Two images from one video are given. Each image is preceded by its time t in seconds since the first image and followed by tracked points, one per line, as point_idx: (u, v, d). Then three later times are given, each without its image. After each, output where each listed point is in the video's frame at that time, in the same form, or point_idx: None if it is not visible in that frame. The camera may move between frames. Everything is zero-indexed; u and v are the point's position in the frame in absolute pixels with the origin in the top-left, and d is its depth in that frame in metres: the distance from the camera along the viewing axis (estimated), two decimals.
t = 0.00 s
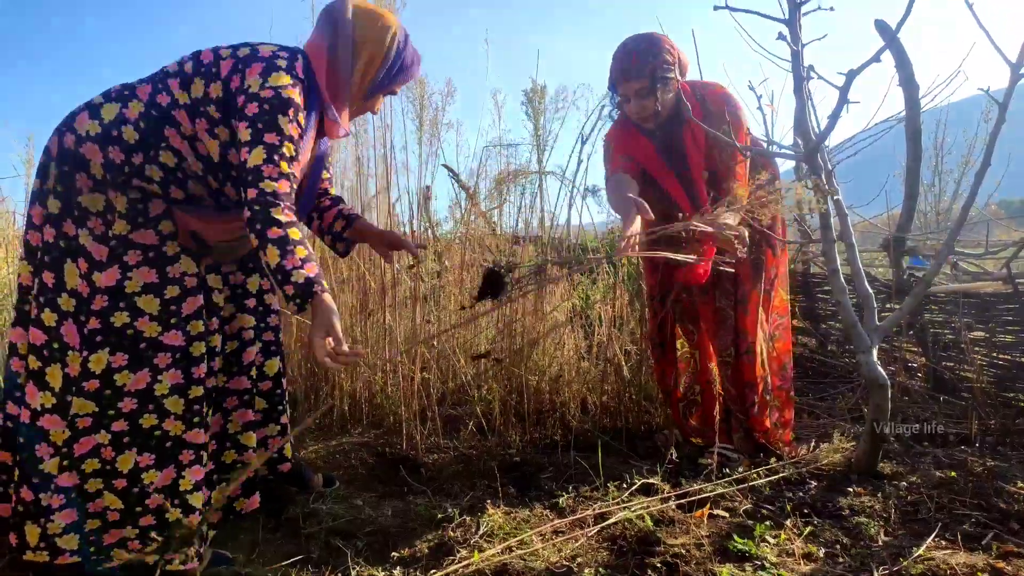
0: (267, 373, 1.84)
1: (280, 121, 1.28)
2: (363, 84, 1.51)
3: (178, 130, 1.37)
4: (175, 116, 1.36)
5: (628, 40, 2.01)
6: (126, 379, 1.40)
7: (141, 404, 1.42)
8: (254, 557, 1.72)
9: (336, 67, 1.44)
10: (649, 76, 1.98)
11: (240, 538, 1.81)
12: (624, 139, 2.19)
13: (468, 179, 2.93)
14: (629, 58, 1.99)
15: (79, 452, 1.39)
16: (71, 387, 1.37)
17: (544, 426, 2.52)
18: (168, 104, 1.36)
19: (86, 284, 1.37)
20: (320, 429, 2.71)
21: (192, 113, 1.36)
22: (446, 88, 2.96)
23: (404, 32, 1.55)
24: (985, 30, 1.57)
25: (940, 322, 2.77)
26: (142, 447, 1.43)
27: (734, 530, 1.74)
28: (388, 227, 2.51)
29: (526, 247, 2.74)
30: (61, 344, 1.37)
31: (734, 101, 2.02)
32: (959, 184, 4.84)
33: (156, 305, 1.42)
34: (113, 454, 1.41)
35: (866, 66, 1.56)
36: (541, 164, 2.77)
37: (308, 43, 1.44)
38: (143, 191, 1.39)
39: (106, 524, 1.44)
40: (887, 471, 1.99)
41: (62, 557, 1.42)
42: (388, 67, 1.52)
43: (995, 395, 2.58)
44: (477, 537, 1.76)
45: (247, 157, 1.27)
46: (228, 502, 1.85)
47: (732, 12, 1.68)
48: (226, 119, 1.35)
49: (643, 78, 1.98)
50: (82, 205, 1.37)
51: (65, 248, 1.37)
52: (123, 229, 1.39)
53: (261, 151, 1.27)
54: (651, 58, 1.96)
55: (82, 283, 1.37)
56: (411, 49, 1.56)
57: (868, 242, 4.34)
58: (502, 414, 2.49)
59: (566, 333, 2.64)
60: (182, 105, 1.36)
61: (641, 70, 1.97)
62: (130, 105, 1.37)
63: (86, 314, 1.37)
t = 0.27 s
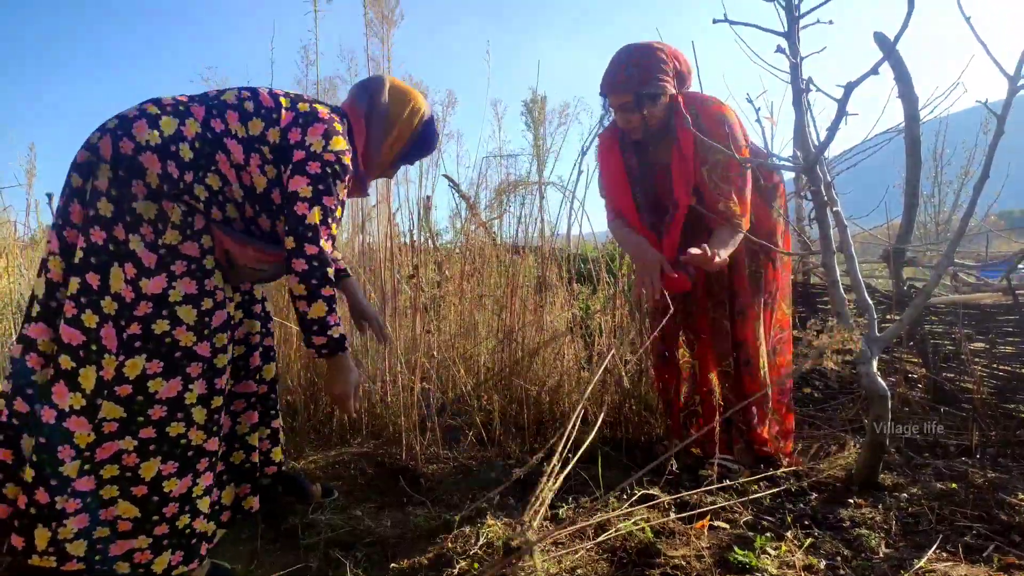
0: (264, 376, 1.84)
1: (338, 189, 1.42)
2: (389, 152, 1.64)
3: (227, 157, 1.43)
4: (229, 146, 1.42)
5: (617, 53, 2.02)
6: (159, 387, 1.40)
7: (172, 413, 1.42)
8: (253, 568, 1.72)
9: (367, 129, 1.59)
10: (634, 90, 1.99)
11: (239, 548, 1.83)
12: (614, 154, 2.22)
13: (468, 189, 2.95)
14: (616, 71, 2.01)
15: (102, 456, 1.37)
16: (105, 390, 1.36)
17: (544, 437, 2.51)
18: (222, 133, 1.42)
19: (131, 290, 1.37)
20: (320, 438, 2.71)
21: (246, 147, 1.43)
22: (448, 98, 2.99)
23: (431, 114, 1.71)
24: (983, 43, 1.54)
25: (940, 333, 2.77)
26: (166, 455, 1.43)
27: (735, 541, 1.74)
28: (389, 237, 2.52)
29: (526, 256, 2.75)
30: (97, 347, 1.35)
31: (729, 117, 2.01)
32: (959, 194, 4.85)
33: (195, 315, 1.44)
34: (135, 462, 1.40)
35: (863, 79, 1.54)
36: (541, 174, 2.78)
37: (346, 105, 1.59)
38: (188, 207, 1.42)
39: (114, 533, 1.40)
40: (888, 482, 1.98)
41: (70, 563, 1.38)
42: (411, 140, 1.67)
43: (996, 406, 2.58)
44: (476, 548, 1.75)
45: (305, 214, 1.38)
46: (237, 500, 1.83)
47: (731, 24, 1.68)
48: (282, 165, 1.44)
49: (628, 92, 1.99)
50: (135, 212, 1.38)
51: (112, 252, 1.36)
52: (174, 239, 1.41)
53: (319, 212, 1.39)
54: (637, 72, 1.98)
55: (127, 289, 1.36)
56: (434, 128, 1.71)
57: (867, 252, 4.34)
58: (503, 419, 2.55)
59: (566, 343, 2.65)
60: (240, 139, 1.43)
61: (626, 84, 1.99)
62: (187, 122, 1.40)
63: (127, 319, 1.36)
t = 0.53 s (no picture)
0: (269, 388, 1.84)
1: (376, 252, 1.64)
2: (408, 202, 1.84)
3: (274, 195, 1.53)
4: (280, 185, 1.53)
5: (597, 76, 2.05)
6: (199, 397, 1.44)
7: (206, 422, 1.47)
8: None
9: (393, 180, 1.78)
10: (611, 112, 2.02)
11: (235, 564, 1.78)
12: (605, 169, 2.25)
13: (468, 204, 2.96)
14: (594, 93, 2.04)
15: (135, 461, 1.40)
16: (150, 396, 1.39)
17: (543, 452, 2.51)
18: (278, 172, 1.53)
19: (181, 302, 1.40)
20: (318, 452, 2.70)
21: (296, 192, 1.55)
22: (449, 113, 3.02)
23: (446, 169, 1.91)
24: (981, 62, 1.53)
25: (939, 350, 2.76)
26: (195, 463, 1.48)
27: (734, 559, 1.73)
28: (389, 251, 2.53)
29: (525, 271, 2.76)
30: (146, 354, 1.38)
31: (710, 131, 2.01)
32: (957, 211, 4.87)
33: (234, 330, 1.49)
34: (166, 469, 1.44)
35: (863, 96, 1.53)
36: (540, 189, 2.81)
37: (373, 158, 1.79)
38: (235, 232, 1.48)
39: (137, 540, 1.43)
40: (888, 500, 1.97)
41: (97, 571, 1.38)
42: (429, 193, 1.87)
43: (996, 424, 2.57)
44: (472, 565, 1.74)
45: (353, 275, 1.61)
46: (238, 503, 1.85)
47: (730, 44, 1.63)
48: (324, 219, 1.58)
49: (604, 114, 2.03)
50: (191, 228, 1.41)
51: (168, 264, 1.39)
52: (223, 259, 1.46)
53: (363, 273, 1.63)
54: (612, 95, 2.01)
55: (178, 301, 1.40)
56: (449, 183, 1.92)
57: (864, 269, 4.35)
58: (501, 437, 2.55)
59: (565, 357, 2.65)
60: (293, 185, 1.55)
61: (602, 107, 2.02)
62: (243, 154, 1.49)
63: (175, 330, 1.40)
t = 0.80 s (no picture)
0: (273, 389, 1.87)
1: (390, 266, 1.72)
2: (415, 215, 1.88)
3: (296, 206, 1.57)
4: (302, 197, 1.57)
5: (589, 78, 2.05)
6: (215, 390, 1.46)
7: (220, 415, 1.49)
8: None
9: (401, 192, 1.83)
10: (602, 113, 2.02)
11: (235, 565, 1.79)
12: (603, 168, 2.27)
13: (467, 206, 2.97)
14: (586, 97, 2.04)
15: (177, 454, 1.42)
16: (185, 389, 1.41)
17: (543, 454, 2.52)
18: (301, 184, 1.56)
19: (204, 300, 1.42)
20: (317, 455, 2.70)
21: (319, 207, 1.59)
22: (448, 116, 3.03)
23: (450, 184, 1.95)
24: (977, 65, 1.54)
25: (938, 353, 2.75)
26: (212, 454, 1.49)
27: (733, 561, 1.73)
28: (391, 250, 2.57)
29: (525, 274, 2.76)
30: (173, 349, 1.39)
31: (701, 129, 2.02)
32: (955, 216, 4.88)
33: (250, 328, 1.50)
34: (194, 459, 1.45)
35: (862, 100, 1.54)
36: (539, 192, 2.81)
37: (383, 171, 1.84)
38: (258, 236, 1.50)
39: (170, 532, 1.43)
40: (887, 502, 1.97)
41: (154, 559, 1.41)
42: (435, 208, 1.91)
43: (994, 426, 2.57)
44: (471, 568, 1.74)
45: (367, 284, 1.71)
46: (236, 500, 1.76)
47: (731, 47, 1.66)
48: (341, 233, 1.64)
49: (596, 115, 2.03)
50: (216, 231, 1.43)
51: (195, 263, 1.41)
52: (246, 260, 1.47)
53: (378, 283, 1.72)
54: (603, 97, 2.01)
55: (201, 299, 1.41)
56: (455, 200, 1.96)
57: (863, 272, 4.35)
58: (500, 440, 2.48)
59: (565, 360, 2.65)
60: (313, 199, 1.58)
61: (593, 108, 2.03)
62: (267, 164, 1.51)
63: (198, 327, 1.41)
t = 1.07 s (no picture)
0: (274, 394, 1.88)
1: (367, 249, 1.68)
2: (410, 206, 1.86)
3: (279, 199, 1.57)
4: (284, 190, 1.57)
5: (590, 80, 2.07)
6: (205, 400, 1.46)
7: (212, 425, 1.49)
8: None
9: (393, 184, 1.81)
10: (604, 114, 2.03)
11: (237, 568, 1.79)
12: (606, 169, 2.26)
13: (469, 209, 2.98)
14: (587, 99, 2.06)
15: (183, 464, 1.46)
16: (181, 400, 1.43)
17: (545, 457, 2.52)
18: (282, 176, 1.56)
19: (188, 308, 1.42)
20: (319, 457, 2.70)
21: (300, 196, 1.59)
22: (449, 120, 3.04)
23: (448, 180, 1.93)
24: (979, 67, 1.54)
25: (940, 355, 2.74)
26: (203, 465, 1.49)
27: (737, 565, 1.73)
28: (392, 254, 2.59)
29: (526, 276, 2.76)
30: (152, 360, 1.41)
31: (703, 121, 2.05)
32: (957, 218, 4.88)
33: (242, 334, 1.50)
34: (185, 469, 1.46)
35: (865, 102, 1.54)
36: (541, 194, 2.82)
37: (377, 165, 1.82)
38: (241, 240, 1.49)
39: (176, 538, 1.47)
40: (890, 505, 1.97)
41: (176, 568, 1.48)
42: (431, 199, 1.88)
43: (997, 429, 2.57)
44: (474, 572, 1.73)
45: (337, 262, 1.65)
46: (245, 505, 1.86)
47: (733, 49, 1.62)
48: (328, 219, 1.64)
49: (598, 116, 2.04)
50: (197, 234, 1.42)
51: (178, 269, 1.42)
52: (230, 263, 1.47)
53: (349, 264, 1.67)
54: (605, 97, 2.02)
55: (184, 307, 1.42)
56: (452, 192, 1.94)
57: (865, 274, 4.35)
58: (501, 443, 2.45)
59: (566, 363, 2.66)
60: (296, 190, 1.58)
61: (595, 109, 2.04)
62: (247, 160, 1.51)
63: (183, 336, 1.42)
